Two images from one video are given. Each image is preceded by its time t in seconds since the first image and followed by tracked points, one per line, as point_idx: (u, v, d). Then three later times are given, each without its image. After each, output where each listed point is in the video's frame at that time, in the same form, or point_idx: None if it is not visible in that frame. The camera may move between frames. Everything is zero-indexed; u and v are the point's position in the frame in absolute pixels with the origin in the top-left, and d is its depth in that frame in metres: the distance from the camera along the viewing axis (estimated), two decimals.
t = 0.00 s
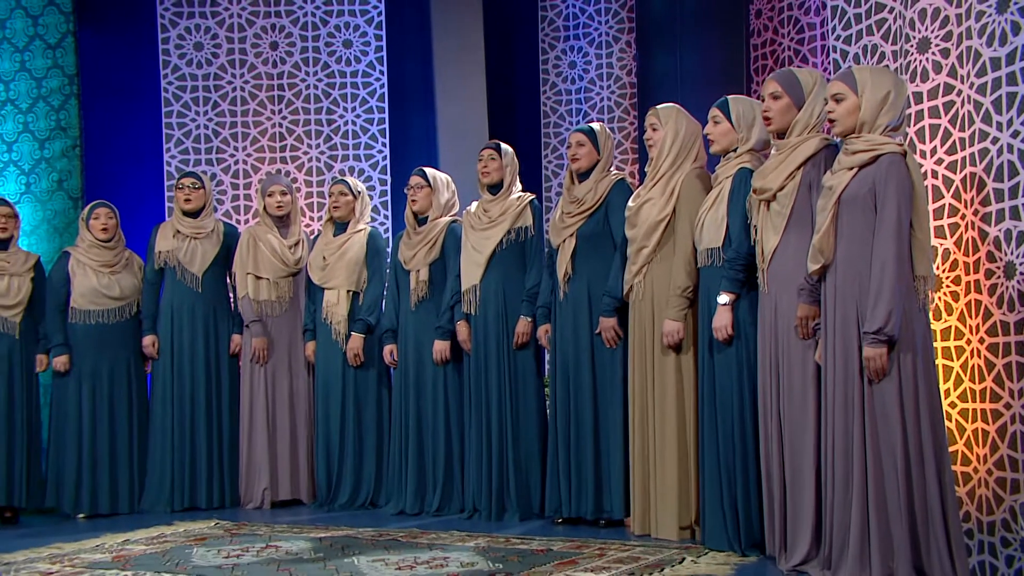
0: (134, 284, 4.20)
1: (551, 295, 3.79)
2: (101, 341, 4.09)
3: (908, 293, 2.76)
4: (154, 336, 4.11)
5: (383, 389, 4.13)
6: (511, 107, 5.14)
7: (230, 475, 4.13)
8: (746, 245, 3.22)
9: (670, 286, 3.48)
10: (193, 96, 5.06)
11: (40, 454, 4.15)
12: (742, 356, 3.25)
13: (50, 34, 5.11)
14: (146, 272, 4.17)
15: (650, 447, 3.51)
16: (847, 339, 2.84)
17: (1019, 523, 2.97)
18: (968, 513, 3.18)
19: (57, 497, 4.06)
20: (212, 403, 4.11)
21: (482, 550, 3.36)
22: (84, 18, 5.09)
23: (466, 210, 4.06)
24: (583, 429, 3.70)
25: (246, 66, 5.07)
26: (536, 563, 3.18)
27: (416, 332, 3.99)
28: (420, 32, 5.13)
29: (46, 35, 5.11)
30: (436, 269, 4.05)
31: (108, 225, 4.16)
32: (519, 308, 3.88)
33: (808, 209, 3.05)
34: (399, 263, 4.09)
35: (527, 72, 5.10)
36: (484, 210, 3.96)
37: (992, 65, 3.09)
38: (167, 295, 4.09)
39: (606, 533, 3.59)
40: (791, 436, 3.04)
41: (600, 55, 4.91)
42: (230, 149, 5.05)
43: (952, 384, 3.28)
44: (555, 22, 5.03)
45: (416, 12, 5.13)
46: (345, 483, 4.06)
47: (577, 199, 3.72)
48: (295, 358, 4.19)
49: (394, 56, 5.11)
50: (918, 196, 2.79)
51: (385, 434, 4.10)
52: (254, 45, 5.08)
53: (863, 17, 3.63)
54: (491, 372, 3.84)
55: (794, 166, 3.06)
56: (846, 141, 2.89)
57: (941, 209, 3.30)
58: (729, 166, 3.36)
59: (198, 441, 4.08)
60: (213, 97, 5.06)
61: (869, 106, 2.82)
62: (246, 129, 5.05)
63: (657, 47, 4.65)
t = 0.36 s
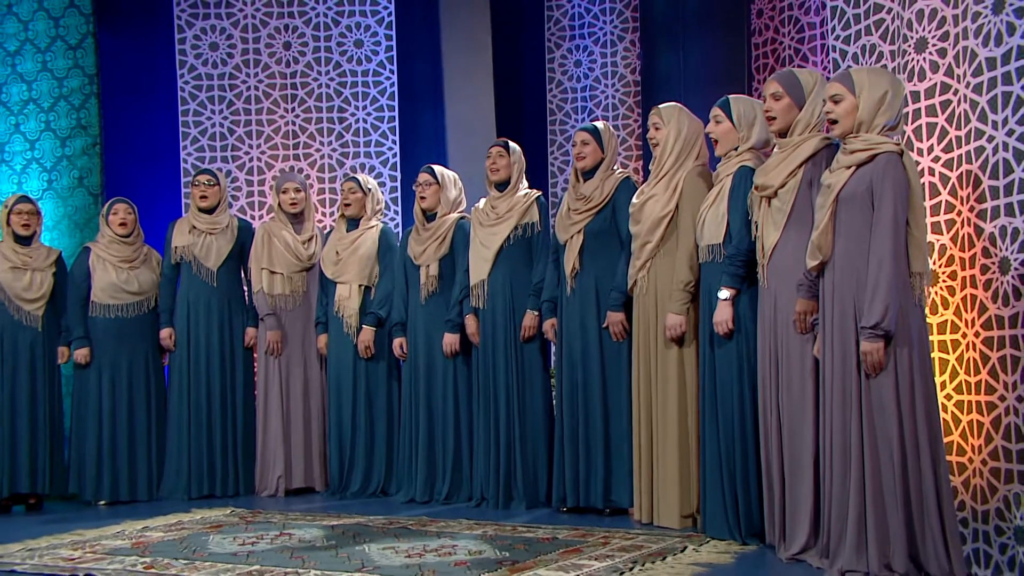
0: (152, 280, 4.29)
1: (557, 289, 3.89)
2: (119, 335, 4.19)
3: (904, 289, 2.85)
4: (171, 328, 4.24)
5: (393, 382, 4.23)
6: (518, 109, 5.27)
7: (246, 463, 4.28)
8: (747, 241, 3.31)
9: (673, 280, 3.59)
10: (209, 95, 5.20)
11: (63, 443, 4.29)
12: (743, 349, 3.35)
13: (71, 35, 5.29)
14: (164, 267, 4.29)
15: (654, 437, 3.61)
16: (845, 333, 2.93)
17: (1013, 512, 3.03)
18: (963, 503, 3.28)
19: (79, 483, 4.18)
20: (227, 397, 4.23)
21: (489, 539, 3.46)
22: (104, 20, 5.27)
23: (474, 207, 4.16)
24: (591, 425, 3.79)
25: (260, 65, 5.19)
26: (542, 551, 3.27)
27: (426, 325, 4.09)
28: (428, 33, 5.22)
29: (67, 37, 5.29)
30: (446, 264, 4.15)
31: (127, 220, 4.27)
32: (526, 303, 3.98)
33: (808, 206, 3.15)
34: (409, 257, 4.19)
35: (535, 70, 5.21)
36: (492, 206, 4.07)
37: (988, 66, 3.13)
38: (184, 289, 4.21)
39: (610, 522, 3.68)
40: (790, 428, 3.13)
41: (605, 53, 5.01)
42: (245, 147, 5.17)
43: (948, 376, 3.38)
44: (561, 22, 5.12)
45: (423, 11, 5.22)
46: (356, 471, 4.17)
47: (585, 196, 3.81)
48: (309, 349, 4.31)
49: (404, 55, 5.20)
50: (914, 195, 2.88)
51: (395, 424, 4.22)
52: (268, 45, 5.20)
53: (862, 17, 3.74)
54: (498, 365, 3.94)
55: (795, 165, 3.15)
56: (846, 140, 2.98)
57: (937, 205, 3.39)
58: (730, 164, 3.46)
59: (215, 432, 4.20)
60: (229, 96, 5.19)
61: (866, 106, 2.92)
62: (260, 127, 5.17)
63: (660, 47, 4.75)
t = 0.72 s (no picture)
0: (166, 273, 4.45)
1: (559, 282, 3.99)
2: (136, 326, 4.34)
3: (897, 284, 2.95)
4: (185, 321, 4.37)
5: (402, 371, 4.37)
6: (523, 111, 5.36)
7: (258, 451, 4.42)
8: (744, 237, 3.41)
9: (672, 274, 3.70)
10: (223, 93, 5.32)
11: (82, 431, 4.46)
12: (741, 342, 3.46)
13: (88, 35, 5.43)
14: (178, 260, 4.42)
15: (655, 427, 3.73)
16: (840, 327, 3.03)
17: (1002, 500, 3.13)
18: (955, 490, 3.39)
19: (98, 470, 4.35)
20: (239, 388, 4.37)
21: (494, 525, 3.57)
22: (119, 19, 5.43)
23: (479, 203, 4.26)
24: (594, 417, 3.89)
25: (271, 64, 5.32)
26: (545, 538, 3.37)
27: (433, 315, 4.21)
28: (435, 33, 5.29)
29: (84, 36, 5.43)
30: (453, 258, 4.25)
31: (141, 214, 4.42)
32: (529, 296, 4.09)
33: (804, 203, 3.25)
34: (416, 251, 4.29)
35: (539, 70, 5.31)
36: (496, 202, 4.16)
37: (980, 65, 3.21)
38: (197, 283, 4.34)
39: (611, 509, 3.79)
40: (787, 419, 3.23)
41: (607, 51, 5.11)
42: (256, 144, 5.29)
43: (941, 367, 3.49)
44: (564, 20, 5.23)
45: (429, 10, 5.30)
46: (366, 457, 4.32)
47: (588, 192, 3.91)
48: (319, 342, 4.45)
49: (411, 53, 5.29)
50: (907, 192, 2.99)
51: (403, 413, 4.35)
52: (279, 44, 5.33)
53: (857, 17, 3.85)
54: (502, 356, 4.05)
55: (791, 163, 3.25)
56: (842, 139, 3.09)
57: (930, 201, 3.51)
58: (727, 161, 3.57)
59: (229, 420, 4.34)
60: (241, 94, 5.32)
61: (862, 105, 3.02)
62: (271, 124, 5.30)
63: (660, 45, 4.86)
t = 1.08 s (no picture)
0: (178, 266, 4.56)
1: (560, 275, 4.10)
2: (148, 318, 4.45)
3: (891, 280, 3.05)
4: (196, 313, 4.46)
5: (407, 362, 4.48)
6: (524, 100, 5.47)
7: (267, 440, 4.53)
8: (742, 232, 3.51)
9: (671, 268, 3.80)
10: (234, 92, 5.41)
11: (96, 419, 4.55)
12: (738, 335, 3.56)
13: (103, 34, 5.58)
14: (189, 254, 4.52)
15: (653, 418, 3.83)
16: (835, 322, 3.12)
17: (991, 489, 3.24)
18: (945, 479, 3.50)
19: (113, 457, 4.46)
20: (249, 375, 4.46)
21: (497, 513, 3.67)
22: (133, 18, 5.58)
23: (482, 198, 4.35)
24: (593, 407, 3.98)
25: (280, 61, 5.41)
26: (546, 527, 3.47)
27: (437, 308, 4.31)
28: (440, 30, 5.42)
29: (98, 35, 5.58)
30: (458, 252, 4.36)
31: (154, 209, 4.54)
32: (531, 289, 4.18)
33: (800, 199, 3.34)
34: (422, 245, 4.40)
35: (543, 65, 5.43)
36: (499, 198, 4.26)
37: (972, 64, 3.31)
38: (208, 276, 4.45)
39: (611, 497, 3.89)
40: (782, 411, 3.33)
41: (609, 49, 5.20)
42: (265, 140, 5.40)
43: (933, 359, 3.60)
44: (566, 18, 5.32)
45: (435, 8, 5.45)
46: (373, 447, 4.43)
47: (590, 187, 4.00)
48: (327, 333, 4.58)
49: (417, 48, 5.44)
50: (901, 190, 3.09)
51: (409, 403, 4.46)
52: (288, 42, 5.41)
53: (852, 16, 3.95)
54: (505, 348, 4.15)
55: (788, 160, 3.34)
56: (837, 137, 3.18)
57: (923, 197, 3.62)
58: (724, 158, 3.68)
59: (238, 410, 4.45)
60: (250, 91, 5.41)
61: (857, 103, 3.11)
62: (281, 120, 5.40)
63: (661, 44, 4.96)
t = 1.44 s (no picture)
0: (193, 263, 4.68)
1: (565, 272, 4.19)
2: (164, 314, 4.57)
3: (890, 280, 3.14)
4: (212, 308, 4.58)
5: (417, 357, 4.60)
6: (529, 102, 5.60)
7: (280, 432, 4.65)
8: (744, 232, 3.60)
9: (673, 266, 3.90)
10: (248, 91, 5.57)
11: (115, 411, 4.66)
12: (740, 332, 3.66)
13: (122, 37, 5.67)
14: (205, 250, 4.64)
15: (656, 413, 3.93)
16: (834, 320, 3.21)
17: (986, 481, 3.34)
18: (942, 471, 3.60)
19: (131, 449, 4.58)
20: (263, 371, 4.59)
21: (505, 504, 3.78)
22: (152, 21, 5.69)
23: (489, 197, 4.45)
24: (597, 401, 4.08)
25: (292, 62, 5.55)
26: (552, 518, 3.57)
27: (446, 302, 4.43)
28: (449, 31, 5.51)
29: (118, 38, 5.67)
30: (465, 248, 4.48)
31: (170, 208, 4.62)
32: (536, 286, 4.28)
33: (800, 199, 3.44)
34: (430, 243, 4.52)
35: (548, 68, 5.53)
36: (506, 196, 4.36)
37: (969, 66, 3.40)
38: (223, 272, 4.57)
39: (616, 489, 4.00)
40: (783, 406, 3.43)
41: (614, 49, 5.28)
42: (279, 138, 5.54)
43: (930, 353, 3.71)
44: (571, 19, 5.41)
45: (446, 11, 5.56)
46: (383, 439, 4.55)
47: (595, 187, 4.09)
48: (339, 327, 4.69)
49: (427, 52, 5.54)
50: (900, 191, 3.18)
51: (418, 397, 4.57)
52: (300, 44, 5.54)
53: (852, 19, 4.06)
54: (511, 343, 4.25)
55: (789, 161, 3.43)
56: (837, 138, 3.29)
57: (921, 196, 3.72)
58: (726, 158, 3.78)
59: (253, 402, 4.58)
60: (264, 92, 5.55)
61: (858, 106, 3.20)
62: (293, 120, 5.53)
63: (663, 44, 5.03)
